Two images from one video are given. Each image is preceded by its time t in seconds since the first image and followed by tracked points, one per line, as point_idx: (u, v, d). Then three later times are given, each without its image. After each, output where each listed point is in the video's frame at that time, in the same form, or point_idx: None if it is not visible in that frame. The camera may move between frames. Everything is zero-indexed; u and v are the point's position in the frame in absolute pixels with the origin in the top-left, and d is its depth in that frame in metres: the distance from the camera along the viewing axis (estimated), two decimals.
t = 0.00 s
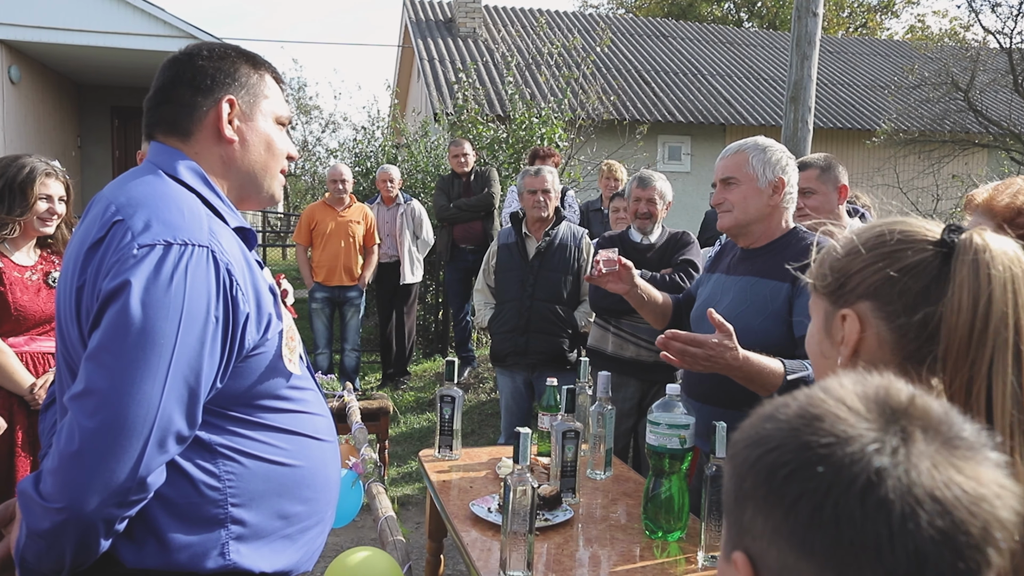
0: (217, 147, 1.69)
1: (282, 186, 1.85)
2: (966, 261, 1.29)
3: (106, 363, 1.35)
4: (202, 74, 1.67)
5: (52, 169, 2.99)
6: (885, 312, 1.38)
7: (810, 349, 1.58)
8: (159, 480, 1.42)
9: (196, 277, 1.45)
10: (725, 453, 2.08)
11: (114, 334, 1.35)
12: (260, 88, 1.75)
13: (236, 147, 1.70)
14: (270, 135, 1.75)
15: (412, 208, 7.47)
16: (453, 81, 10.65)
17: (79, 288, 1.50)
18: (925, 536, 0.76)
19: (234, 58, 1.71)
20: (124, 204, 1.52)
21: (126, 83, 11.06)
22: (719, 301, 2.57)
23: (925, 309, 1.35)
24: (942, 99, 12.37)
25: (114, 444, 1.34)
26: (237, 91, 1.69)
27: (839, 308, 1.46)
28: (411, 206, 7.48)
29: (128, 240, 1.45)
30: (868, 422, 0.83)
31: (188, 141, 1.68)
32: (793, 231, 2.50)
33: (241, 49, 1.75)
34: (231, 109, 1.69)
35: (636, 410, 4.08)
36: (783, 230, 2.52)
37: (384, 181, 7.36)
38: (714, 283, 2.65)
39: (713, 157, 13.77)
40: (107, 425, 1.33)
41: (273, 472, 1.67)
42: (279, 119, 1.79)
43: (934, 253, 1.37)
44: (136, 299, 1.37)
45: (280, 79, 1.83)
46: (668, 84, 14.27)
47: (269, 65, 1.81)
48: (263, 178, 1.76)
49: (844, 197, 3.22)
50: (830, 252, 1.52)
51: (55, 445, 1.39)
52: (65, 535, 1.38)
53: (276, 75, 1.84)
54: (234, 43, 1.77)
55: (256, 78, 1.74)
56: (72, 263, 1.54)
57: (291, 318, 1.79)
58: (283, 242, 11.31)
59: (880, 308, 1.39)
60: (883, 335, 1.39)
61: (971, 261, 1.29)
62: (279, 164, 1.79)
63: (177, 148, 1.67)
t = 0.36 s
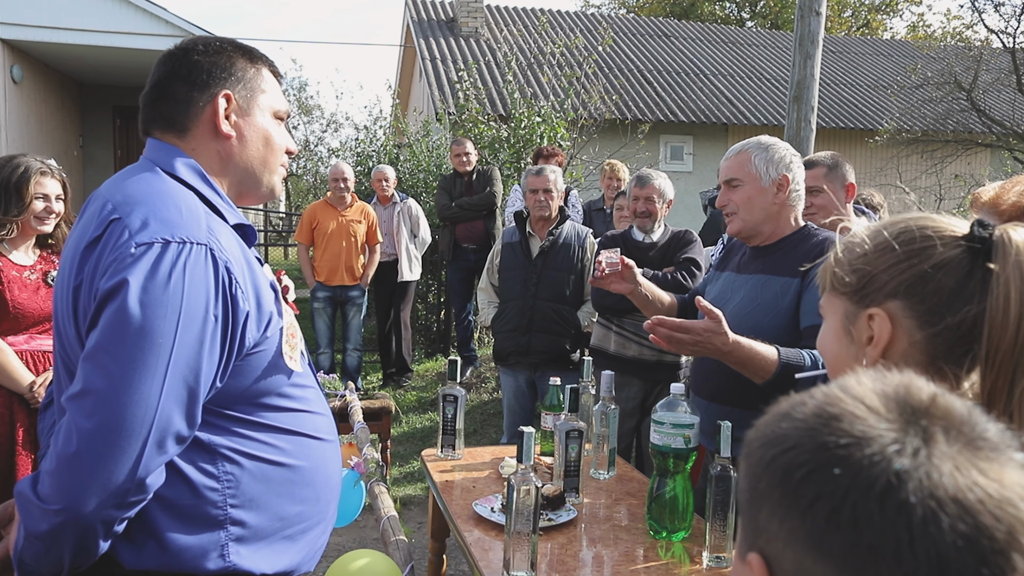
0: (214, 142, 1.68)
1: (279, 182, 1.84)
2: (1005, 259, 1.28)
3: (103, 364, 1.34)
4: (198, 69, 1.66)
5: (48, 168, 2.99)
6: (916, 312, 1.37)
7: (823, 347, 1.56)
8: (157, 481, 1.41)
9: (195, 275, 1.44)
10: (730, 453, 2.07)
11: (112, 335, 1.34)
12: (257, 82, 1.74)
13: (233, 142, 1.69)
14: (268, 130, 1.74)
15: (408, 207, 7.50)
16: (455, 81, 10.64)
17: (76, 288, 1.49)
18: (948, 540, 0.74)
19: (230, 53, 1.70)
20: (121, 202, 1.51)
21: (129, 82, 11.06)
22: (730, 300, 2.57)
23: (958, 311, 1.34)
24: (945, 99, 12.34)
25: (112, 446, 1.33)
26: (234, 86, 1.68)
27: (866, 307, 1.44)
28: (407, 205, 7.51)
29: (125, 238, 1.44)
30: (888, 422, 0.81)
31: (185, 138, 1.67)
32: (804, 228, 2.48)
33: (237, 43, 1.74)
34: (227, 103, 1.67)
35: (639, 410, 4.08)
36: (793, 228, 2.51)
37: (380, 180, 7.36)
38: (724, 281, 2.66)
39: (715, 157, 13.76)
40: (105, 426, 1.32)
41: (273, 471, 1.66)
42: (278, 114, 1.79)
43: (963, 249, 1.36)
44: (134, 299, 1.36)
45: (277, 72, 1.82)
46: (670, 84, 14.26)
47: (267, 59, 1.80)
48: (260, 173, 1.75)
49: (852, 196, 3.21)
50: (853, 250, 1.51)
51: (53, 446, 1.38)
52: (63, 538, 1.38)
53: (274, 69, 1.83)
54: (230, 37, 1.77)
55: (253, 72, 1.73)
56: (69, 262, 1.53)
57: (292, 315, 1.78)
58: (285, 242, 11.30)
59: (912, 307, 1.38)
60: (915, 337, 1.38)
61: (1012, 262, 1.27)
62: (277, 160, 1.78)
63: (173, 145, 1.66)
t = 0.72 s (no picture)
0: (225, 134, 1.63)
1: (292, 177, 1.79)
2: None
3: (101, 360, 1.29)
4: (209, 59, 1.61)
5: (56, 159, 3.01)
6: None
7: (894, 357, 1.35)
8: (158, 484, 1.37)
9: (198, 270, 1.39)
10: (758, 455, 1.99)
11: (111, 331, 1.29)
12: (271, 74, 1.69)
13: (245, 135, 1.65)
14: (282, 124, 1.69)
15: (423, 202, 7.50)
16: (474, 77, 10.59)
17: (77, 282, 1.45)
18: None
19: (242, 43, 1.65)
20: (125, 193, 1.47)
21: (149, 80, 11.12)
22: (764, 295, 2.51)
23: None
24: (971, 94, 12.12)
25: (110, 446, 1.29)
26: (246, 77, 1.63)
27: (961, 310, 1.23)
28: (422, 200, 7.52)
29: (126, 230, 1.39)
30: (978, 434, 0.66)
31: (194, 129, 1.63)
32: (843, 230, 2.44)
33: (250, 32, 1.69)
34: (239, 95, 1.63)
35: (660, 409, 4.00)
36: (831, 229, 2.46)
37: (395, 176, 7.35)
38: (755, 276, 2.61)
39: (735, 154, 13.62)
40: (103, 425, 1.28)
41: (281, 474, 1.62)
42: (293, 105, 1.73)
43: None
44: (133, 293, 1.31)
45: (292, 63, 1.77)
46: (690, 80, 14.12)
47: (280, 49, 1.75)
48: (272, 167, 1.70)
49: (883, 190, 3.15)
50: (939, 245, 1.25)
51: (50, 446, 1.34)
52: (60, 541, 1.33)
53: (289, 59, 1.78)
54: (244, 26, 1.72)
55: (266, 63, 1.68)
56: (71, 256, 1.50)
57: (302, 313, 1.74)
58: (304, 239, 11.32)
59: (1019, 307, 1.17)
60: None
61: None
62: (290, 154, 1.73)
63: (182, 135, 1.62)
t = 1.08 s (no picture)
0: (200, 128, 1.48)
1: (279, 175, 1.63)
2: None
3: (44, 382, 1.16)
4: (181, 45, 1.45)
5: (41, 153, 2.93)
6: None
7: None
8: (113, 521, 1.26)
9: (160, 279, 1.25)
10: (788, 479, 1.82)
11: (55, 349, 1.16)
12: (252, 59, 1.53)
13: (223, 129, 1.50)
14: (264, 116, 1.53)
15: (431, 201, 7.29)
16: (478, 73, 10.42)
17: (25, 289, 1.31)
18: None
19: (218, 25, 1.49)
20: (82, 190, 1.32)
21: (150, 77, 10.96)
22: (788, 302, 2.35)
23: None
24: (984, 89, 11.93)
25: (53, 478, 1.16)
26: (223, 64, 1.48)
27: None
28: (431, 198, 7.30)
29: (78, 232, 1.25)
30: None
31: (164, 123, 1.47)
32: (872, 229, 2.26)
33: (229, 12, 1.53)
34: (215, 85, 1.47)
35: (672, 416, 3.84)
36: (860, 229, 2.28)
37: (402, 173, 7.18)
38: (778, 281, 2.44)
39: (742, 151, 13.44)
40: (47, 456, 1.16)
41: (259, 505, 1.49)
42: (276, 93, 1.58)
43: None
44: (81, 305, 1.17)
45: (276, 46, 1.60)
46: (697, 76, 13.92)
47: (262, 31, 1.59)
48: (254, 164, 1.55)
49: (911, 188, 2.98)
50: None
51: None
52: None
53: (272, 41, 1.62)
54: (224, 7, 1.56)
55: (246, 47, 1.52)
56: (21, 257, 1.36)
57: (287, 322, 1.59)
58: (305, 237, 11.16)
59: None
60: None
61: None
62: (275, 149, 1.58)
63: (151, 128, 1.46)
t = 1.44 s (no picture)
0: (170, 152, 1.39)
1: (274, 175, 1.52)
2: None
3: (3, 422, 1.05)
4: (139, 60, 1.32)
5: (29, 159, 2.84)
6: None
7: None
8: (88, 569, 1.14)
9: (133, 306, 1.15)
10: (817, 512, 1.70)
11: (18, 386, 1.06)
12: (220, 61, 1.39)
13: (194, 148, 1.40)
14: (243, 121, 1.41)
15: (439, 207, 7.14)
16: (479, 75, 10.31)
17: None
18: None
19: (176, 27, 1.35)
20: (50, 213, 1.22)
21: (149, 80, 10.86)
22: (808, 320, 2.20)
23: None
24: (991, 92, 11.80)
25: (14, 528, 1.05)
26: (185, 76, 1.35)
27: None
28: (438, 204, 7.15)
29: (44, 257, 1.15)
30: None
31: (132, 140, 1.39)
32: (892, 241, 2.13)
33: (186, 8, 1.37)
34: (179, 102, 1.36)
35: (682, 429, 3.72)
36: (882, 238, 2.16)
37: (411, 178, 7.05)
38: (797, 298, 2.29)
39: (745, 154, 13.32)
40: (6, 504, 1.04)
41: (250, 540, 1.37)
42: (254, 89, 1.44)
43: None
44: (44, 340, 1.07)
45: (248, 36, 1.45)
46: (700, 78, 13.82)
47: (228, 22, 1.43)
48: (241, 174, 1.45)
49: (933, 196, 2.84)
50: None
51: None
52: None
53: (250, 28, 1.48)
54: None
55: (210, 47, 1.37)
56: None
57: (277, 340, 1.47)
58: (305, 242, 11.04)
59: None
60: None
61: None
62: (264, 152, 1.47)
63: (119, 147, 1.38)
